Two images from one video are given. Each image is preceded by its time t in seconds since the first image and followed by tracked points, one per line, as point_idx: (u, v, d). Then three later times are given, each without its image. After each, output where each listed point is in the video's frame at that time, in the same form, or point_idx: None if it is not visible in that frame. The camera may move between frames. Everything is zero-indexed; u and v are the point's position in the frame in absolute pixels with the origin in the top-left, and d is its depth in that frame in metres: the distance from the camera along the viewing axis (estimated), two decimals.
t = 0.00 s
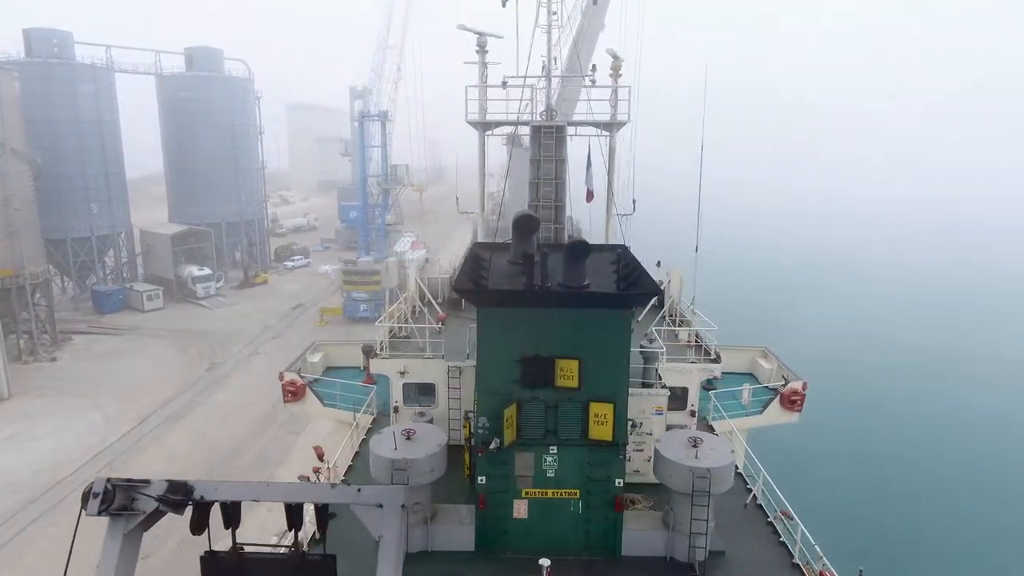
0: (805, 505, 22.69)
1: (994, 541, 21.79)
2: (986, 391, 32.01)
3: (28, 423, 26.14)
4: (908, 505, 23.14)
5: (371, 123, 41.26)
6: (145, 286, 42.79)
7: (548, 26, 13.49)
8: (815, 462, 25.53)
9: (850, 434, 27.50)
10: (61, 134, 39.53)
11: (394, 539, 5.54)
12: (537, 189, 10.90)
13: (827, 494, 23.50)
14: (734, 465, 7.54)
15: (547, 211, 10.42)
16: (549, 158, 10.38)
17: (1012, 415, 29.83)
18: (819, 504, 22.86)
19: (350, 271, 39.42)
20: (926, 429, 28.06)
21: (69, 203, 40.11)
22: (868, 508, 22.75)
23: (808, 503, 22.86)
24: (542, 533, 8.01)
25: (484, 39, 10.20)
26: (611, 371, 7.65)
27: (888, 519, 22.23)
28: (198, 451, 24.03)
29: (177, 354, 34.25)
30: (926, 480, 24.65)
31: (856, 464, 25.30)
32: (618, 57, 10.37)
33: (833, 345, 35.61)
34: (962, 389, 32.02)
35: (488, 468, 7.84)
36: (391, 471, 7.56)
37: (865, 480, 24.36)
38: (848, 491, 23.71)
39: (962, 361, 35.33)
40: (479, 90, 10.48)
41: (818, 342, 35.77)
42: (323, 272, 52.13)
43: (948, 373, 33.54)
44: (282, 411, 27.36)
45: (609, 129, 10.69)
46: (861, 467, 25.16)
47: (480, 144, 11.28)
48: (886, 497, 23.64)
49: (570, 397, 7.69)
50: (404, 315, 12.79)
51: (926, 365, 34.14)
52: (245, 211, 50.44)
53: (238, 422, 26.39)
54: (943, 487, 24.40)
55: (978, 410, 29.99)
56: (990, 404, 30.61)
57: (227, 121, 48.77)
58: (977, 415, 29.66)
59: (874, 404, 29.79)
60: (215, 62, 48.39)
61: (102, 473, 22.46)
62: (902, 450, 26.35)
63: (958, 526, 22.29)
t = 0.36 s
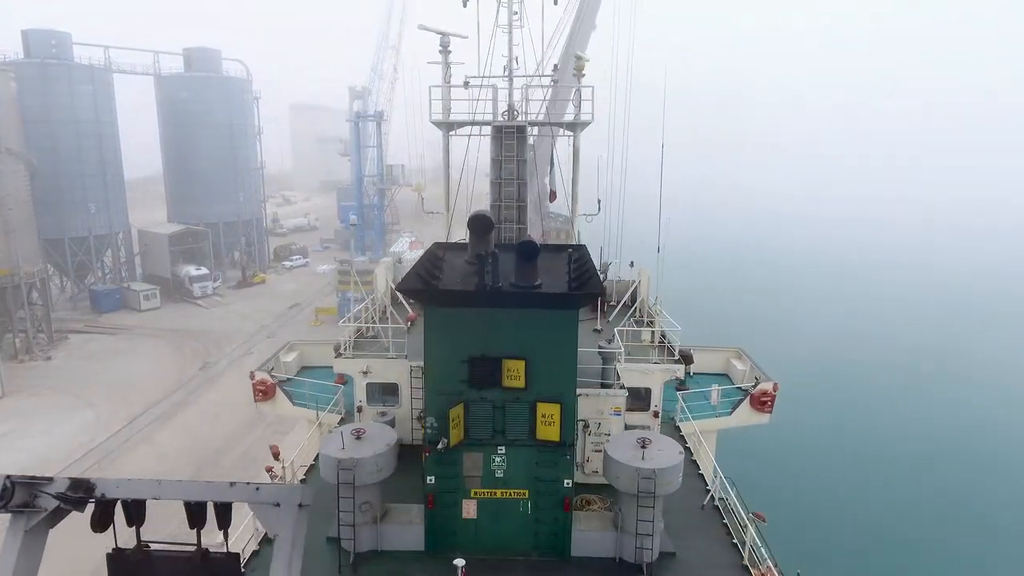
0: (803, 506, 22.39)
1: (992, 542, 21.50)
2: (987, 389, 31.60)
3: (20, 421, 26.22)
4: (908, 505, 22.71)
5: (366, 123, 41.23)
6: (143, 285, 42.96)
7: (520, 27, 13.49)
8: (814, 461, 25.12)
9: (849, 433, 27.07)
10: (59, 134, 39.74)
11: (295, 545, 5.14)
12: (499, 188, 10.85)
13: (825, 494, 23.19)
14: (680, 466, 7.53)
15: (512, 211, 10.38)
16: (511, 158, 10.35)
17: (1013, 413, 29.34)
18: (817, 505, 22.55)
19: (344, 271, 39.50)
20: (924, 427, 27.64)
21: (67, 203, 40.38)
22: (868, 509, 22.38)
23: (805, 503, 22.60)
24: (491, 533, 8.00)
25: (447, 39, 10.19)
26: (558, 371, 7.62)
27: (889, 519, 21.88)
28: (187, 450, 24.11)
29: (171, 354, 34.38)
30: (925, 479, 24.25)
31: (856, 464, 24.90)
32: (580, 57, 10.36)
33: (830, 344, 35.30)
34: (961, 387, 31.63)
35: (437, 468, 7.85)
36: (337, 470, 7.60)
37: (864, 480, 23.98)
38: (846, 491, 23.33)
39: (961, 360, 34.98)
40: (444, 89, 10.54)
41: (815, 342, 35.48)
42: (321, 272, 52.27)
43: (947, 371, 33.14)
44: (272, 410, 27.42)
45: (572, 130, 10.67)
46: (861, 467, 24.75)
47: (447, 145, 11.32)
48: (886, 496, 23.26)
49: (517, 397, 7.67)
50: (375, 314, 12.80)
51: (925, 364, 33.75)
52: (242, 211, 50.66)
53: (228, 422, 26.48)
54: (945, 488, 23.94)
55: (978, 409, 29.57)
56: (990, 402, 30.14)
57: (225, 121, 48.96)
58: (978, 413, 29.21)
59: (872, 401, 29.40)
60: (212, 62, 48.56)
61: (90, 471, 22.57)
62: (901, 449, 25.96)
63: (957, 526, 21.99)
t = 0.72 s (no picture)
0: (799, 505, 21.67)
1: (995, 540, 20.60)
2: (991, 391, 30.86)
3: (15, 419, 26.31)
4: (908, 505, 21.76)
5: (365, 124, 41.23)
6: (144, 284, 43.15)
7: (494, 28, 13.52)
8: (814, 461, 24.05)
9: (850, 432, 26.16)
10: (60, 134, 39.95)
11: (191, 545, 4.18)
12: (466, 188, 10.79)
13: (823, 492, 22.37)
14: (629, 467, 7.50)
15: (478, 210, 10.33)
16: (475, 158, 10.29)
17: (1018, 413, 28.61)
18: (815, 504, 21.75)
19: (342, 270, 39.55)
20: (925, 427, 26.98)
21: (69, 203, 40.78)
22: (869, 509, 21.47)
23: (804, 503, 21.80)
24: (443, 532, 8.01)
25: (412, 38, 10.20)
26: (508, 371, 7.62)
27: (890, 520, 20.95)
28: (179, 450, 24.19)
29: (169, 353, 34.53)
30: (925, 477, 23.43)
31: (858, 464, 23.95)
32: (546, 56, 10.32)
33: (832, 346, 34.78)
34: (966, 389, 30.91)
35: (388, 467, 7.88)
36: (287, 468, 7.64)
37: (864, 479, 23.08)
38: (846, 491, 22.43)
39: (968, 362, 34.22)
40: (410, 89, 10.51)
41: (816, 345, 35.03)
42: (322, 272, 52.37)
43: (952, 374, 32.45)
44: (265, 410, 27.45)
45: (539, 129, 10.62)
46: (862, 466, 23.78)
47: (416, 146, 11.29)
48: (887, 496, 22.26)
49: (467, 396, 7.68)
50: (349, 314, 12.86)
51: (929, 366, 33.11)
52: (243, 211, 50.94)
53: (221, 422, 26.54)
54: (948, 487, 22.99)
55: (982, 409, 28.84)
56: (995, 403, 29.44)
57: (226, 121, 49.23)
58: (982, 413, 28.49)
59: (872, 401, 28.81)
60: (214, 63, 48.80)
61: (81, 469, 22.68)
62: (902, 448, 25.27)
63: (958, 527, 20.96)
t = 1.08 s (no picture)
0: (798, 505, 21.32)
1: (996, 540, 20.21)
2: (998, 391, 30.38)
3: (20, 415, 26.61)
4: (909, 505, 21.39)
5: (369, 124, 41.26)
6: (153, 282, 43.52)
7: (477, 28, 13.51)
8: (814, 461, 23.68)
9: (852, 432, 25.75)
10: (70, 134, 40.45)
11: (102, 540, 4.24)
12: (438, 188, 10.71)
13: (823, 492, 21.99)
14: (584, 468, 7.46)
15: (449, 210, 10.29)
16: (447, 159, 10.26)
17: None
18: (815, 504, 21.38)
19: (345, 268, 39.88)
20: (928, 428, 26.55)
21: (80, 203, 41.39)
22: (869, 509, 21.08)
23: (804, 503, 21.44)
24: (402, 530, 8.01)
25: (385, 39, 10.21)
26: (464, 371, 7.63)
27: (890, 520, 20.58)
28: (179, 447, 24.44)
29: (175, 351, 34.94)
30: (927, 477, 23.03)
31: (858, 464, 23.56)
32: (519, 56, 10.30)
33: (837, 347, 34.37)
34: (973, 389, 30.40)
35: (347, 465, 7.92)
36: (245, 465, 7.71)
37: (864, 478, 22.70)
38: (846, 490, 22.05)
39: (976, 362, 33.64)
40: (383, 89, 10.51)
41: (820, 345, 34.68)
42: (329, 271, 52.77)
43: (959, 374, 31.90)
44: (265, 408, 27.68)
45: (512, 129, 10.58)
46: (862, 466, 23.40)
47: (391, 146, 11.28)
48: (887, 496, 21.88)
49: (424, 396, 7.69)
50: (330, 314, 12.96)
51: (935, 367, 32.62)
52: (252, 211, 51.42)
53: (222, 420, 26.82)
54: (949, 488, 22.59)
55: (989, 410, 28.33)
56: (1002, 404, 28.96)
57: (235, 121, 49.74)
58: (988, 414, 28.00)
59: (876, 401, 28.39)
60: (223, 64, 49.31)
61: (83, 464, 22.99)
62: (904, 448, 24.88)
63: (959, 527, 20.54)
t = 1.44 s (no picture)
0: (798, 505, 21.01)
1: (996, 540, 19.84)
2: (1009, 392, 29.80)
3: (31, 409, 27.15)
4: (911, 506, 21.03)
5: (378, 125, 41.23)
6: (166, 280, 43.82)
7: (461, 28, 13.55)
8: (816, 461, 23.37)
9: (855, 432, 25.39)
10: (86, 134, 41.14)
11: (24, 531, 4.86)
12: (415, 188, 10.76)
13: (823, 492, 21.68)
14: (542, 469, 7.45)
15: (425, 211, 10.37)
16: (423, 159, 10.31)
17: None
18: (814, 504, 21.06)
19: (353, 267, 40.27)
20: (934, 428, 26.11)
21: (96, 204, 41.78)
22: (869, 510, 20.75)
23: (804, 503, 21.14)
24: (364, 527, 8.05)
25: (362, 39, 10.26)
26: (425, 370, 7.67)
27: (889, 520, 20.24)
28: (183, 443, 24.82)
29: (184, 347, 35.47)
30: (929, 477, 22.65)
31: (861, 463, 23.19)
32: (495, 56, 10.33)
33: (843, 347, 33.94)
34: (980, 389, 29.89)
35: (310, 462, 7.99)
36: (208, 460, 7.82)
37: (865, 478, 22.34)
38: (845, 490, 21.77)
39: (987, 363, 33.01)
40: (362, 89, 10.58)
41: (828, 346, 34.28)
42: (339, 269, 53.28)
43: (968, 374, 31.34)
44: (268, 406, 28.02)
45: (489, 130, 10.61)
46: (863, 466, 23.04)
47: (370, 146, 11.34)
48: (887, 496, 21.53)
49: (385, 394, 7.74)
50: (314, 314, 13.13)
51: (943, 367, 32.12)
52: (264, 210, 52.02)
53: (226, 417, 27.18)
54: (952, 489, 22.21)
55: (999, 412, 27.78)
56: (1012, 405, 28.43)
57: (248, 121, 50.38)
58: (997, 416, 27.48)
59: (881, 401, 27.98)
60: (237, 65, 49.96)
61: (89, 459, 23.42)
62: (907, 446, 24.51)
63: (960, 528, 20.16)
